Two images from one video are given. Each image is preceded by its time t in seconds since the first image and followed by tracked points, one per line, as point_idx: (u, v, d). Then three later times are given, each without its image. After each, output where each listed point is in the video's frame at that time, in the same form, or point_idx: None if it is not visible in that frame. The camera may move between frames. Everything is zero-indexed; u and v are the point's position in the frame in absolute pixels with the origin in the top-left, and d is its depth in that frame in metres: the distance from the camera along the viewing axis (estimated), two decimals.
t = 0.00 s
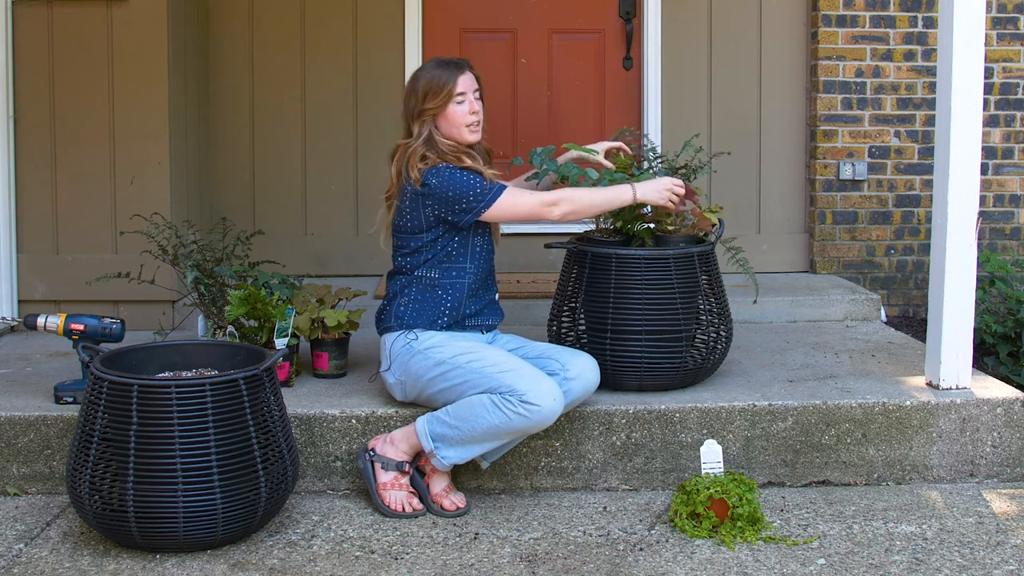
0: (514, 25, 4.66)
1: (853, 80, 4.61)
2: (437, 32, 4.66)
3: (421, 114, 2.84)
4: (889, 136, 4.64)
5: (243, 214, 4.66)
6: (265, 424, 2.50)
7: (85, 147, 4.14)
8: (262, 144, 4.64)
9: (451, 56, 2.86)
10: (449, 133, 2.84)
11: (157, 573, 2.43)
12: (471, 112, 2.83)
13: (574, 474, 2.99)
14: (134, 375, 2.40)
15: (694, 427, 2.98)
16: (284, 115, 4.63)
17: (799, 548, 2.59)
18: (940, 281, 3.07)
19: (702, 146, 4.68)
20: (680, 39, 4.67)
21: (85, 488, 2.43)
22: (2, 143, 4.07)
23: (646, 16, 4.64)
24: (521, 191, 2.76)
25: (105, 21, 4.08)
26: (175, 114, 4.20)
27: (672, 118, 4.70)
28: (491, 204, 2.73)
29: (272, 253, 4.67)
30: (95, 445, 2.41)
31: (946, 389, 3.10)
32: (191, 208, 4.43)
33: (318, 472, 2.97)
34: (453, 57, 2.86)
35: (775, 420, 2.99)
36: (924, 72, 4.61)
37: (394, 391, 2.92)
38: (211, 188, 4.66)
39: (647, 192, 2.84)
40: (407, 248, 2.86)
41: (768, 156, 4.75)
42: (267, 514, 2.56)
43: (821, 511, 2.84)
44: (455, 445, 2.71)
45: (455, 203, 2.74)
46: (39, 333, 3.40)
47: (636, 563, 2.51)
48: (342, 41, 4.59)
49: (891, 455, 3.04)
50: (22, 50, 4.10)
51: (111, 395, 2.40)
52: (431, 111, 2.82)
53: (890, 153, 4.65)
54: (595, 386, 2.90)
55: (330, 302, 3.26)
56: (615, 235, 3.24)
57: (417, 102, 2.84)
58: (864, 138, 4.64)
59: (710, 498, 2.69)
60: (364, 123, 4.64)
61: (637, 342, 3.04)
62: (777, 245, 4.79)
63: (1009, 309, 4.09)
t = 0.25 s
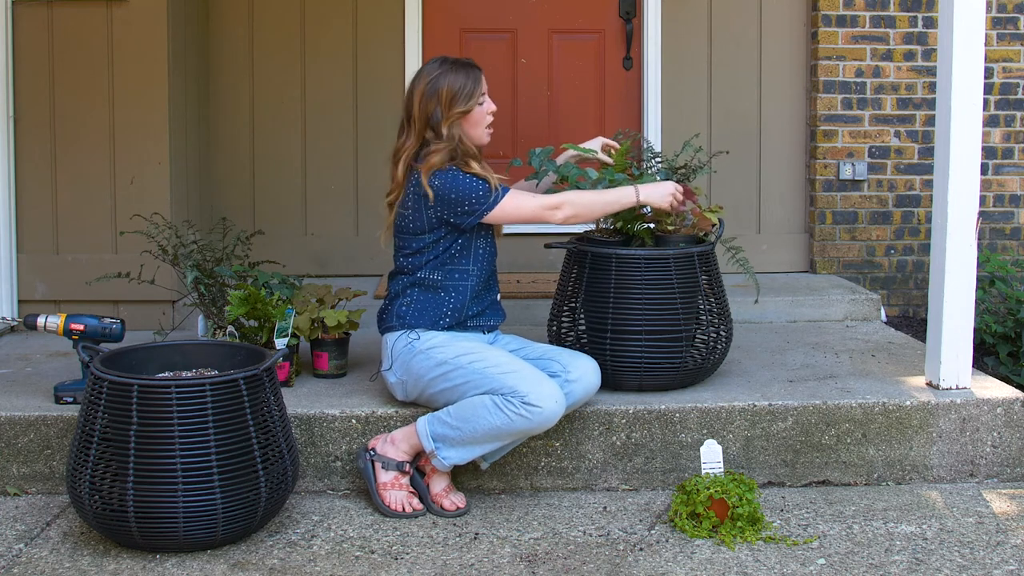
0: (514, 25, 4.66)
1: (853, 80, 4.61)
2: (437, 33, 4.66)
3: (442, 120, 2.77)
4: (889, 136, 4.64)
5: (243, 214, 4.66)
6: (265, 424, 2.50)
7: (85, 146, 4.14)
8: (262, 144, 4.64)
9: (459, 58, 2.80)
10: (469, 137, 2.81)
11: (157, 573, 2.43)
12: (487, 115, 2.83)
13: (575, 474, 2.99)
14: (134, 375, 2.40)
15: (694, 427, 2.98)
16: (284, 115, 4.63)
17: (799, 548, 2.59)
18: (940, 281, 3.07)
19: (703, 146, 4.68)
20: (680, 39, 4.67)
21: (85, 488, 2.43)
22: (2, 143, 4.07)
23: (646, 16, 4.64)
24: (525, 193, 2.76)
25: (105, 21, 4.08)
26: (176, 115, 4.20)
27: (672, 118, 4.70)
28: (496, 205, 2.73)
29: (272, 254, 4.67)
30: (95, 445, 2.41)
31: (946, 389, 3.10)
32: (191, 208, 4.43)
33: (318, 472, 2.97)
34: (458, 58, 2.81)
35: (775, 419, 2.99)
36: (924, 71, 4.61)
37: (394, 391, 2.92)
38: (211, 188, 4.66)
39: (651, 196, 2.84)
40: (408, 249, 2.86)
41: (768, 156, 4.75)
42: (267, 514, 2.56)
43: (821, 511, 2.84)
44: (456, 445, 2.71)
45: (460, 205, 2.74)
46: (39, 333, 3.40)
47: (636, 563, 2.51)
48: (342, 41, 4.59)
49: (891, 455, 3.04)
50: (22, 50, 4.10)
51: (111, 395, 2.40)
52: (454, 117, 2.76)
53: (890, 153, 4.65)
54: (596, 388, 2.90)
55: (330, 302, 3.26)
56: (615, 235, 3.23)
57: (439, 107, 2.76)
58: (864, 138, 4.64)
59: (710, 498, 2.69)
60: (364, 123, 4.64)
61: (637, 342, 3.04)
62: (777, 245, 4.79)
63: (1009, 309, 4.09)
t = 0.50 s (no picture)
0: (514, 25, 4.66)
1: (853, 80, 4.61)
2: (437, 33, 4.66)
3: (456, 120, 2.77)
4: (889, 136, 4.64)
5: (243, 214, 4.66)
6: (265, 424, 2.50)
7: (84, 146, 4.14)
8: (262, 144, 4.64)
9: (466, 60, 2.81)
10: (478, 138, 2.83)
11: (157, 573, 2.43)
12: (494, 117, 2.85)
13: (575, 474, 2.99)
14: (133, 375, 2.40)
15: (694, 427, 2.98)
16: (284, 115, 4.63)
17: (799, 548, 2.59)
18: (940, 281, 3.07)
19: (703, 146, 4.68)
20: (680, 39, 4.67)
21: (85, 488, 2.43)
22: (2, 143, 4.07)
23: (646, 16, 4.64)
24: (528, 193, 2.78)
25: (105, 21, 4.08)
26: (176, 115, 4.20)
27: (672, 118, 4.70)
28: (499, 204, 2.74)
29: (272, 253, 4.67)
30: (95, 445, 2.41)
31: (946, 389, 3.10)
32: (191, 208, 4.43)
33: (318, 472, 2.97)
34: (464, 60, 2.82)
35: (775, 420, 2.99)
36: (924, 72, 4.61)
37: (394, 391, 2.92)
38: (211, 188, 4.66)
39: (654, 201, 2.83)
40: (409, 249, 2.86)
41: (768, 156, 4.75)
42: (267, 514, 2.56)
43: (821, 511, 2.84)
44: (455, 446, 2.71)
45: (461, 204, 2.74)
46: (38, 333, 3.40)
47: (636, 563, 2.51)
48: (342, 41, 4.59)
49: (891, 455, 3.04)
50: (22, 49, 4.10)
51: (111, 395, 2.40)
52: (468, 117, 2.77)
53: (890, 153, 4.65)
54: (596, 389, 2.90)
55: (330, 302, 3.26)
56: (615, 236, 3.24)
57: (451, 108, 2.76)
58: (864, 138, 4.64)
59: (710, 499, 2.69)
60: (364, 123, 4.64)
61: (637, 342, 3.04)
62: (777, 245, 4.79)
63: (1009, 309, 4.09)
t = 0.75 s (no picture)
0: (514, 25, 4.66)
1: (853, 80, 4.61)
2: (437, 33, 4.66)
3: (459, 120, 2.77)
4: (889, 136, 4.64)
5: (243, 214, 4.66)
6: (265, 424, 2.50)
7: (85, 146, 4.14)
8: (262, 144, 4.64)
9: (474, 60, 2.81)
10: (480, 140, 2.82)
11: (157, 573, 2.43)
12: (498, 120, 2.85)
13: (575, 474, 2.99)
14: (134, 375, 2.40)
15: (694, 427, 2.98)
16: (284, 115, 4.63)
17: (799, 548, 2.59)
18: (940, 281, 3.07)
19: (703, 146, 4.68)
20: (680, 39, 4.67)
21: (85, 488, 2.43)
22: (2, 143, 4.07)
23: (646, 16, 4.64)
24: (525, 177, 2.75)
25: (105, 21, 4.08)
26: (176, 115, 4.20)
27: (672, 118, 4.70)
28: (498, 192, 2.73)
29: (272, 254, 4.67)
30: (95, 445, 2.41)
31: (946, 389, 3.10)
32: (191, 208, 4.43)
33: (318, 472, 2.97)
34: (473, 61, 2.82)
35: (775, 420, 2.99)
36: (924, 72, 4.61)
37: (395, 391, 2.92)
38: (211, 188, 4.66)
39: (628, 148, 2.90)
40: (411, 248, 2.86)
41: (768, 156, 4.75)
42: (267, 514, 2.56)
43: (821, 511, 2.84)
44: (455, 445, 2.71)
45: (460, 198, 2.73)
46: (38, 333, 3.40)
47: (636, 563, 2.51)
48: (342, 41, 4.59)
49: (891, 455, 3.04)
50: (21, 50, 4.10)
51: (111, 395, 2.40)
52: (471, 118, 2.77)
53: (890, 153, 4.65)
54: (596, 389, 2.90)
55: (330, 302, 3.26)
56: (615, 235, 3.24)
57: (453, 107, 2.77)
58: (864, 138, 4.64)
59: (710, 498, 2.69)
60: (364, 123, 4.64)
61: (637, 342, 3.04)
62: (777, 245, 4.79)
63: (1009, 309, 4.09)
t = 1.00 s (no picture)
0: (514, 25, 4.66)
1: (853, 80, 4.61)
2: (437, 33, 4.66)
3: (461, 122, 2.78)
4: (889, 136, 4.64)
5: (243, 214, 4.66)
6: (265, 424, 2.50)
7: (85, 145, 4.14)
8: (262, 144, 4.64)
9: (477, 63, 2.82)
10: (482, 143, 2.83)
11: (157, 573, 2.43)
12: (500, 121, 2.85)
13: (574, 474, 2.99)
14: (134, 375, 2.40)
15: (694, 427, 2.98)
16: (284, 115, 4.63)
17: (799, 548, 2.59)
18: (940, 280, 3.07)
19: (703, 146, 4.68)
20: (680, 39, 4.67)
21: (85, 488, 2.43)
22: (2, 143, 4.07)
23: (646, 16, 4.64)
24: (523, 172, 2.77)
25: (105, 21, 4.08)
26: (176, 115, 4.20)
27: (672, 118, 4.70)
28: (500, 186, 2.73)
29: (272, 254, 4.67)
30: (95, 445, 2.41)
31: (946, 389, 3.10)
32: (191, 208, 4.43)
33: (318, 472, 2.97)
34: (475, 63, 2.83)
35: (775, 420, 2.99)
36: (924, 72, 4.61)
37: (394, 391, 2.91)
38: (211, 189, 4.65)
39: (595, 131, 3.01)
40: (411, 247, 2.86)
41: (768, 156, 4.75)
42: (267, 514, 2.56)
43: (821, 511, 2.84)
44: (456, 445, 2.71)
45: (461, 195, 2.73)
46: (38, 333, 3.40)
47: (636, 563, 2.51)
48: (342, 41, 4.59)
49: (891, 455, 3.04)
50: (21, 50, 4.10)
51: (111, 395, 2.40)
52: (473, 120, 2.77)
53: (890, 153, 4.65)
54: (596, 389, 2.90)
55: (330, 302, 3.27)
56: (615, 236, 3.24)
57: (455, 108, 2.77)
58: (864, 138, 4.64)
59: (710, 498, 2.69)
60: (364, 123, 4.64)
61: (637, 342, 3.03)
62: (777, 245, 4.79)
63: (1009, 309, 4.09)
